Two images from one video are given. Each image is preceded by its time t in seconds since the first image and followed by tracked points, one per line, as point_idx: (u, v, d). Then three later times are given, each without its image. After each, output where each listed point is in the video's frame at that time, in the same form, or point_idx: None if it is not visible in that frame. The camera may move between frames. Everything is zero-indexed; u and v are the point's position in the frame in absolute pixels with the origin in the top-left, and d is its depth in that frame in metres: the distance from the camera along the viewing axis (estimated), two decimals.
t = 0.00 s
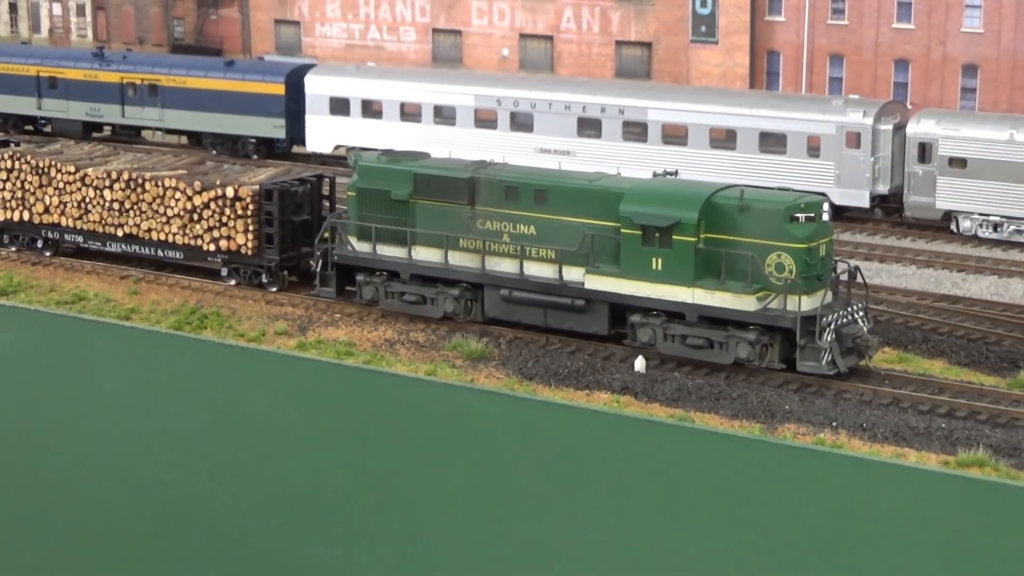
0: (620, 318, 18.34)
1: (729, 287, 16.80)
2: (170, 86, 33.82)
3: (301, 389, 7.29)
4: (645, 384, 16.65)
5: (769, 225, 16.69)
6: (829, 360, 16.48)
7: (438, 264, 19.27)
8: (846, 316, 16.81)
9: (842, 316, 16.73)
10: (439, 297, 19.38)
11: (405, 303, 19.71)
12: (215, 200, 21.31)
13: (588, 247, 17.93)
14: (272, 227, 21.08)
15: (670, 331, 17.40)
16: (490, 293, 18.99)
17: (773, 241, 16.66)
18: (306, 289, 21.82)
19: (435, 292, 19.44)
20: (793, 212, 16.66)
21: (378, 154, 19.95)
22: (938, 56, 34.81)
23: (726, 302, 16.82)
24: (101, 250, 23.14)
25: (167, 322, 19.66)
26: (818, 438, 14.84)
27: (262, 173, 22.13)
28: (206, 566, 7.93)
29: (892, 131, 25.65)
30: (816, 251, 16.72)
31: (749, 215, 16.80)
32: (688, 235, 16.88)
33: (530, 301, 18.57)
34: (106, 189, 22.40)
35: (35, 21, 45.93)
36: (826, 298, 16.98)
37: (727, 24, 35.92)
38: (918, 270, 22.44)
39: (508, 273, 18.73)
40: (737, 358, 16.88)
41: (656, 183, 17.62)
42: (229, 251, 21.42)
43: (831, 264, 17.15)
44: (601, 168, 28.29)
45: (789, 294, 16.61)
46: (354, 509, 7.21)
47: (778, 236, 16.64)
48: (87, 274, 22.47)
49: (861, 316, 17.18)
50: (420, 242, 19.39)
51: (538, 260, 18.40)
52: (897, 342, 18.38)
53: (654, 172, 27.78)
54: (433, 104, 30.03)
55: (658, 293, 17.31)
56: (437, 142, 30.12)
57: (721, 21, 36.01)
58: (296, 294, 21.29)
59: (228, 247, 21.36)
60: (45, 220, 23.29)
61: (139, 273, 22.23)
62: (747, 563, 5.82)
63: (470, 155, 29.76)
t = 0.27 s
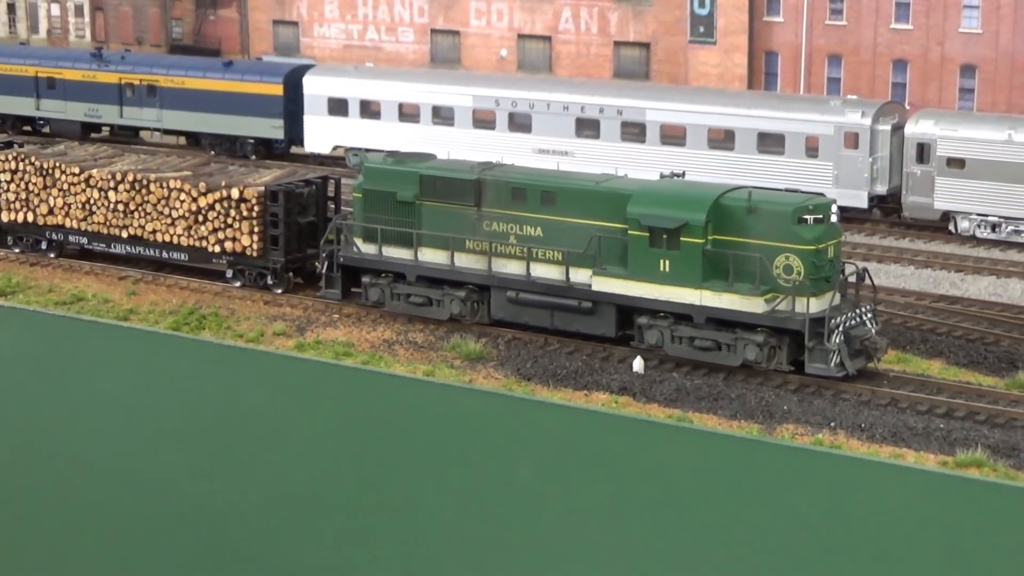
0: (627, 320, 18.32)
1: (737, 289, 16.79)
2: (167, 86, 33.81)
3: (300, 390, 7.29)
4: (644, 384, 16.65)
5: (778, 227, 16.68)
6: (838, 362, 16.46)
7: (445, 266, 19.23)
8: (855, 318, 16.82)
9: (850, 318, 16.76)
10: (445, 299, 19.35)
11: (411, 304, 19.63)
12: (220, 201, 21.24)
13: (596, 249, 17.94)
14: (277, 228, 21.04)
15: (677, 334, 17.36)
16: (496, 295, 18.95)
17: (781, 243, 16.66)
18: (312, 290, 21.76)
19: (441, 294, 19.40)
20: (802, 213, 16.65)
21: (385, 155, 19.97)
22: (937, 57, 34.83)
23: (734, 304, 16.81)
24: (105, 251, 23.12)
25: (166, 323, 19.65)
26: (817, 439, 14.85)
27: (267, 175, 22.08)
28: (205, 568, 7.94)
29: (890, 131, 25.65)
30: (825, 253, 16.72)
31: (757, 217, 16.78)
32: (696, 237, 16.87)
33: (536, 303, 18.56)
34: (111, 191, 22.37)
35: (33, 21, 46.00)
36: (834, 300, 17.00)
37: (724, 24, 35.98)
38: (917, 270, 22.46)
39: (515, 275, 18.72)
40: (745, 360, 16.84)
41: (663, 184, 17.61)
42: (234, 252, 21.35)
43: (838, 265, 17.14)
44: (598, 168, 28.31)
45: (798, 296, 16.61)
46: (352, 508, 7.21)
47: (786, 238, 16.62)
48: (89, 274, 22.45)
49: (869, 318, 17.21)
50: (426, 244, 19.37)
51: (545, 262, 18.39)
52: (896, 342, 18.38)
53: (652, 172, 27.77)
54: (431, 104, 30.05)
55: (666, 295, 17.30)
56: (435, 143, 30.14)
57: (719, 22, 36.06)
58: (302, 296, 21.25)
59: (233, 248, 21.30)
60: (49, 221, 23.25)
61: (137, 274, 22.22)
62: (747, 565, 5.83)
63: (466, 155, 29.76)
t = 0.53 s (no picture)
0: (620, 321, 18.29)
1: (731, 290, 16.79)
2: (151, 87, 33.68)
3: (286, 390, 7.29)
4: (628, 384, 16.66)
5: (772, 227, 16.71)
6: (832, 363, 16.43)
7: (437, 267, 19.18)
8: (849, 319, 16.76)
9: (844, 319, 16.69)
10: (437, 301, 19.28)
11: (404, 306, 19.59)
12: (211, 203, 21.16)
13: (589, 251, 17.94)
14: (269, 230, 20.96)
15: (671, 335, 17.33)
16: (489, 296, 18.92)
17: (775, 244, 16.69)
18: (303, 292, 21.70)
19: (433, 296, 19.34)
20: (796, 214, 16.69)
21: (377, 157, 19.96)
22: (921, 57, 34.95)
23: (728, 306, 16.81)
24: (95, 254, 23.01)
25: (150, 324, 19.58)
26: (801, 438, 14.87)
27: (258, 177, 22.01)
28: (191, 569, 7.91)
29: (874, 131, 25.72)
30: (818, 254, 16.77)
31: (751, 218, 16.81)
32: (690, 237, 16.87)
33: (529, 304, 18.54)
34: (101, 192, 22.29)
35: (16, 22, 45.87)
36: (828, 301, 17.02)
37: (709, 24, 36.13)
38: (900, 270, 22.51)
39: (508, 276, 18.70)
40: (739, 361, 16.80)
41: (657, 185, 17.60)
42: (225, 254, 21.25)
43: (832, 267, 17.18)
44: (583, 168, 28.32)
45: (791, 297, 16.63)
46: (341, 507, 7.18)
47: (781, 239, 16.65)
48: (73, 275, 22.36)
49: (864, 319, 17.16)
50: (418, 245, 19.33)
51: (538, 264, 18.37)
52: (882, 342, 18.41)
53: (637, 173, 27.80)
54: (416, 104, 30.02)
55: (660, 297, 17.28)
56: (419, 143, 30.12)
57: (703, 22, 36.22)
58: (294, 297, 21.16)
59: (224, 250, 21.19)
60: (38, 223, 23.13)
61: (121, 275, 22.12)
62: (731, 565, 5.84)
63: (451, 155, 29.71)
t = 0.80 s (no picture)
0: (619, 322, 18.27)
1: (730, 291, 16.78)
2: (141, 87, 33.60)
3: (276, 389, 7.28)
4: (617, 384, 16.66)
5: (772, 228, 16.70)
6: (833, 365, 16.41)
7: (435, 268, 19.17)
8: (849, 320, 16.77)
9: (844, 320, 16.71)
10: (435, 302, 19.23)
11: (401, 308, 19.56)
12: (207, 204, 21.11)
13: (588, 252, 17.93)
14: (266, 231, 20.90)
15: (670, 336, 17.31)
16: (487, 298, 18.88)
17: (775, 245, 16.68)
18: (300, 293, 21.64)
19: (430, 297, 19.30)
20: (795, 215, 16.68)
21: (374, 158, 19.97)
22: (909, 57, 35.02)
23: (727, 307, 16.80)
24: (90, 255, 22.95)
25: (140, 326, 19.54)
26: (790, 438, 14.87)
27: (254, 178, 21.94)
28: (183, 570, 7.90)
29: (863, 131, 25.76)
30: (818, 255, 16.77)
31: (750, 219, 16.80)
32: (689, 238, 16.86)
33: (526, 305, 18.51)
34: (96, 194, 22.24)
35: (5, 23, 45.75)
36: (827, 302, 17.01)
37: (698, 25, 36.21)
38: (890, 270, 22.54)
39: (506, 278, 18.66)
40: (738, 362, 16.78)
41: (655, 187, 17.59)
42: (221, 255, 21.18)
43: (832, 268, 17.19)
44: (573, 168, 28.33)
45: (791, 298, 16.63)
46: (332, 506, 7.17)
47: (780, 240, 16.65)
48: (62, 276, 22.29)
49: (864, 320, 17.17)
50: (416, 246, 19.31)
51: (537, 265, 18.35)
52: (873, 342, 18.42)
53: (628, 173, 27.79)
54: (405, 105, 29.99)
55: (660, 298, 17.27)
56: (409, 143, 30.11)
57: (692, 23, 36.30)
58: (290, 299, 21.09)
59: (221, 251, 21.13)
60: (34, 224, 23.07)
61: (111, 276, 22.05)
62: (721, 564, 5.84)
63: (440, 155, 29.70)
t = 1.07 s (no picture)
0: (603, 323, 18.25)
1: (714, 292, 16.80)
2: (114, 88, 33.41)
3: (252, 390, 7.25)
4: (592, 384, 16.65)
5: (756, 229, 16.74)
6: (817, 365, 16.36)
7: (418, 270, 19.12)
8: (832, 321, 16.73)
9: (828, 321, 16.67)
10: (417, 304, 19.14)
11: (382, 309, 19.44)
12: (188, 205, 21.00)
13: (571, 253, 17.92)
14: (247, 233, 20.78)
15: (654, 338, 17.27)
16: (470, 299, 18.84)
17: (760, 246, 16.71)
18: (282, 295, 21.53)
19: (413, 299, 19.23)
20: (779, 216, 16.73)
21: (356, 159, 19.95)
22: (883, 56, 35.20)
23: (712, 308, 16.81)
24: (70, 257, 22.78)
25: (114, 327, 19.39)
26: (764, 437, 14.90)
27: (235, 179, 21.82)
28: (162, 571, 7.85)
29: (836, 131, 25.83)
30: (802, 256, 16.82)
31: (734, 220, 16.84)
32: (673, 239, 16.90)
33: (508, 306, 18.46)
34: (77, 196, 22.11)
35: None
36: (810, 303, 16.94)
37: (672, 25, 36.26)
38: (864, 270, 22.62)
39: (489, 279, 18.58)
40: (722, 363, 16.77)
41: (639, 188, 17.60)
42: (202, 257, 21.06)
43: (816, 268, 17.24)
44: (546, 169, 28.35)
45: (775, 299, 16.65)
46: (310, 506, 7.14)
47: (765, 241, 16.68)
48: (34, 278, 22.16)
49: (847, 321, 17.14)
50: (399, 248, 19.26)
51: (520, 267, 18.32)
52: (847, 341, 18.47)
53: (604, 173, 27.81)
54: (379, 106, 29.93)
55: (644, 299, 17.27)
56: (383, 143, 30.04)
57: (666, 23, 36.32)
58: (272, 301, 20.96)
59: (202, 253, 21.02)
60: (13, 227, 22.89)
61: (84, 278, 21.89)
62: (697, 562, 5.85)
63: (414, 155, 29.65)
